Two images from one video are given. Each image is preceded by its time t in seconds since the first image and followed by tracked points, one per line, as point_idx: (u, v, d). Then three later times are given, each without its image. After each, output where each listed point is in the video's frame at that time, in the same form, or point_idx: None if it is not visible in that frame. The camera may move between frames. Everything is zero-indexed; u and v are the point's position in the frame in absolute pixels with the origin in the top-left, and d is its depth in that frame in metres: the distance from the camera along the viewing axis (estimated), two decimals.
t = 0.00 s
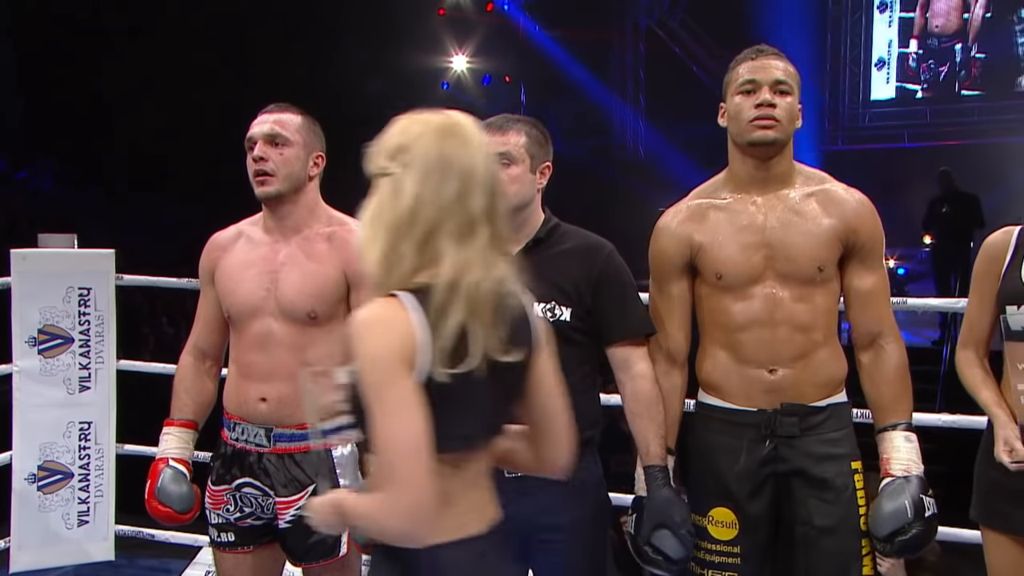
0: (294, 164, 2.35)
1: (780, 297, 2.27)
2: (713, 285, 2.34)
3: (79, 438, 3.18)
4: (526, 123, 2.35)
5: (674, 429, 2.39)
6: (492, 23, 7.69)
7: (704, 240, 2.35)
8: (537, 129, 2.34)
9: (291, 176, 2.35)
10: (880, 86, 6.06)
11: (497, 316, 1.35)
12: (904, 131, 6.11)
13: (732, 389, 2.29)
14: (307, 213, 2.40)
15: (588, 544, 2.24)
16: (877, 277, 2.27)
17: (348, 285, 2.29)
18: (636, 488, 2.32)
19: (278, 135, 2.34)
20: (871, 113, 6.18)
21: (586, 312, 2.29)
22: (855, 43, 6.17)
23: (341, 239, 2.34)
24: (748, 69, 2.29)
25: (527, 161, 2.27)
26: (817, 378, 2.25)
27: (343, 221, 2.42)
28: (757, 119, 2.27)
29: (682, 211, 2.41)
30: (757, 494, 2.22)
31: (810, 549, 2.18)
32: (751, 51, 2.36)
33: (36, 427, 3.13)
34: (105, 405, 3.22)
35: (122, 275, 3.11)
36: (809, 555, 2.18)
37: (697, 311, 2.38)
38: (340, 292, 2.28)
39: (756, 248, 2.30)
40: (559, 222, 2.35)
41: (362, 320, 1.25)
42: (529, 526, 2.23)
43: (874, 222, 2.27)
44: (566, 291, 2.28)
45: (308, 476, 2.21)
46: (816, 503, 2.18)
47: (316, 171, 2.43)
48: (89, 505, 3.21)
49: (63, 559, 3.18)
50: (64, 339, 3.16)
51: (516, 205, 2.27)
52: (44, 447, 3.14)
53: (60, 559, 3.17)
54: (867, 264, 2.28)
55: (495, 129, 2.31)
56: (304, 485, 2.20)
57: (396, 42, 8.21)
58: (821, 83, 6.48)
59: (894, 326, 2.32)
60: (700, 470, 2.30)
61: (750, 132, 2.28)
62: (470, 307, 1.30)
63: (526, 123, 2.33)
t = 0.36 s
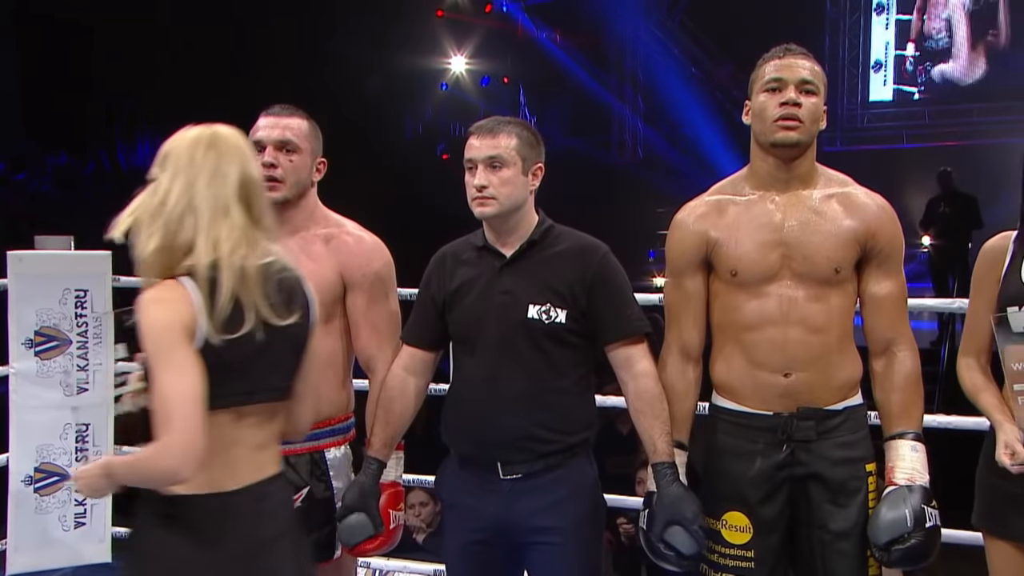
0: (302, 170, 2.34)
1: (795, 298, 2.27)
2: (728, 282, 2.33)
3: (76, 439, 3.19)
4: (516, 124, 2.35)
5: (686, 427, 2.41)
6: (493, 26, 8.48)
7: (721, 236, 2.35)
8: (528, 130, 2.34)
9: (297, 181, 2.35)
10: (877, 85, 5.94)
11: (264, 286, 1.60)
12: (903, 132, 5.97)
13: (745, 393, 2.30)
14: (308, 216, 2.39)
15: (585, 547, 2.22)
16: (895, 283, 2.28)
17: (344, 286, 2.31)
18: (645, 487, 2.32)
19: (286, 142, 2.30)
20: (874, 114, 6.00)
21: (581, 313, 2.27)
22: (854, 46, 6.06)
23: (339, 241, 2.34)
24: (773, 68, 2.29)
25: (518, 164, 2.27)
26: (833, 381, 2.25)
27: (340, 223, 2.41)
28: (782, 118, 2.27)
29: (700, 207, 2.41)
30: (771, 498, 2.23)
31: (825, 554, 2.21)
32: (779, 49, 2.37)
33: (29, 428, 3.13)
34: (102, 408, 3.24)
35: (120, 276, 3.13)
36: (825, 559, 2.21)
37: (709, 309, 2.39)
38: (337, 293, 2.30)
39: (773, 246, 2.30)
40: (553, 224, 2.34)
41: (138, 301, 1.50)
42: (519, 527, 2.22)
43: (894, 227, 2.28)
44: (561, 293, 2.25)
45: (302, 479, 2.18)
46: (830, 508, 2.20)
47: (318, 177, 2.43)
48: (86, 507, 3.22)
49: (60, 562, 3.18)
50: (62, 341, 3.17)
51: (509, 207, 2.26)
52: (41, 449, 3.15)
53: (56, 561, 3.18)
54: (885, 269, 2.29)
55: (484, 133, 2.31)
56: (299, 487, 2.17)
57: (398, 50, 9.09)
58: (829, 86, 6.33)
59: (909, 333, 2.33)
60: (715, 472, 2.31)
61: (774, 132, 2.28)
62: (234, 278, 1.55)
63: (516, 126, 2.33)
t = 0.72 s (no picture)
0: (298, 173, 2.35)
1: (808, 299, 2.24)
2: (738, 280, 2.30)
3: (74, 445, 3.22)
4: (509, 126, 2.36)
5: (685, 425, 2.38)
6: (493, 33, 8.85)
7: (732, 234, 2.32)
8: (521, 133, 2.35)
9: (293, 184, 2.35)
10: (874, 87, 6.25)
11: (134, 283, 2.14)
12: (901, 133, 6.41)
13: (754, 396, 2.28)
14: (305, 219, 2.40)
15: (580, 549, 2.22)
16: (907, 286, 2.27)
17: (342, 290, 2.32)
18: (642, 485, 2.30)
19: (284, 144, 2.32)
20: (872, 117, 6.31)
21: (575, 316, 2.27)
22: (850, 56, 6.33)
23: (336, 245, 2.35)
24: (784, 69, 2.28)
25: (510, 167, 2.28)
26: (844, 384, 2.24)
27: (338, 227, 2.41)
28: (793, 118, 2.25)
29: (712, 203, 2.38)
30: (780, 502, 2.21)
31: (834, 557, 2.20)
32: (788, 50, 2.35)
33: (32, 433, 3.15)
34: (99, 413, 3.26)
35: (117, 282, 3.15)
36: (834, 562, 2.20)
37: (718, 307, 2.36)
38: (333, 297, 2.31)
39: (786, 246, 2.27)
40: (548, 226, 2.34)
41: (34, 295, 1.95)
42: (514, 530, 2.22)
43: (906, 229, 2.26)
44: (554, 295, 2.25)
45: (297, 482, 2.24)
46: (839, 512, 2.19)
47: (317, 180, 2.43)
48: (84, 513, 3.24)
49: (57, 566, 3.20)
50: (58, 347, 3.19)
51: (502, 210, 2.26)
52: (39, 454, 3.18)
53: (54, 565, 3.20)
54: (898, 273, 2.27)
55: (476, 137, 2.32)
56: (293, 491, 2.23)
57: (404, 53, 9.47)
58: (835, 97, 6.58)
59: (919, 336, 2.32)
60: (722, 475, 2.30)
61: (785, 133, 2.27)
62: (107, 288, 2.05)
63: (508, 128, 2.34)
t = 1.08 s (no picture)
0: (289, 177, 2.36)
1: (815, 307, 2.24)
2: (748, 288, 2.30)
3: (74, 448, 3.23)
4: (501, 131, 2.36)
5: (694, 431, 2.36)
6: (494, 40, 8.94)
7: (744, 240, 2.31)
8: (514, 137, 2.35)
9: (285, 189, 2.36)
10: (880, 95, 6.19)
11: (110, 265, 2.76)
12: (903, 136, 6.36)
13: (761, 401, 2.27)
14: (300, 223, 2.41)
15: (580, 553, 2.21)
16: (917, 293, 2.25)
17: (339, 296, 2.33)
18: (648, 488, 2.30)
19: (273, 147, 2.34)
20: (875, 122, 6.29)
21: (575, 320, 2.27)
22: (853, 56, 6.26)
23: (332, 250, 2.36)
24: (794, 71, 2.27)
25: (504, 171, 2.28)
26: (851, 392, 2.22)
27: (334, 231, 2.42)
28: (801, 120, 2.24)
29: (722, 209, 2.37)
30: (784, 506, 2.21)
31: (837, 563, 2.19)
32: (798, 53, 2.34)
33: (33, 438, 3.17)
34: (100, 418, 3.28)
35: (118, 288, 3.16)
36: (837, 569, 2.19)
37: (727, 313, 2.35)
38: (331, 302, 2.32)
39: (795, 254, 2.26)
40: (546, 231, 2.33)
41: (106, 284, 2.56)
42: (513, 534, 2.22)
43: (917, 236, 2.24)
44: (554, 299, 2.25)
45: (296, 486, 2.25)
46: (841, 518, 2.18)
47: (309, 184, 2.44)
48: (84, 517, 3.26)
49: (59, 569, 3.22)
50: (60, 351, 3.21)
51: (498, 214, 2.27)
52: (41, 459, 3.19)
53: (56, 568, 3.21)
54: (908, 280, 2.25)
55: (468, 142, 2.32)
56: (292, 495, 2.24)
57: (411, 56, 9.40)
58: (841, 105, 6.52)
59: (929, 344, 2.29)
60: (725, 479, 2.29)
61: (794, 136, 2.25)
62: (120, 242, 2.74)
63: (501, 132, 2.34)
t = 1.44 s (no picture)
0: (289, 177, 2.34)
1: (823, 309, 2.21)
2: (757, 290, 2.27)
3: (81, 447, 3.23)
4: (516, 132, 2.33)
5: (708, 432, 2.34)
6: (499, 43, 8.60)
7: (753, 241, 2.28)
8: (528, 138, 2.33)
9: (285, 188, 2.34)
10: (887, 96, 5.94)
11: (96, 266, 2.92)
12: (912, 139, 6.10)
13: (768, 401, 2.25)
14: (300, 223, 2.39)
15: (585, 554, 2.19)
16: (929, 294, 2.21)
17: (340, 294, 2.31)
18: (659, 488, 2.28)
19: (274, 147, 2.32)
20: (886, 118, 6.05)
21: (583, 323, 2.24)
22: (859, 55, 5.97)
23: (334, 247, 2.34)
24: (806, 71, 2.24)
25: (517, 172, 2.26)
26: (857, 395, 2.19)
27: (336, 229, 2.40)
28: (810, 123, 2.21)
29: (733, 210, 2.34)
30: (788, 507, 2.19)
31: (840, 566, 2.17)
32: (810, 53, 2.30)
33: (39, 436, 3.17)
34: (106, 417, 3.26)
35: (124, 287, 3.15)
36: (840, 571, 2.17)
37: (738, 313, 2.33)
38: (331, 300, 2.30)
39: (803, 256, 2.23)
40: (557, 232, 2.31)
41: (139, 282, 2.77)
42: (516, 536, 2.19)
43: (931, 238, 2.20)
44: (562, 300, 2.23)
45: (298, 487, 2.23)
46: (845, 521, 2.16)
47: (311, 184, 2.42)
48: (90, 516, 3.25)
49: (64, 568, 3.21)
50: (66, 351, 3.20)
51: (509, 215, 2.24)
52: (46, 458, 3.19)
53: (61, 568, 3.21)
54: (920, 281, 2.21)
55: (483, 142, 2.30)
56: (294, 496, 2.23)
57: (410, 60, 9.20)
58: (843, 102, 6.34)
59: (943, 346, 2.26)
60: (731, 480, 2.27)
61: (802, 137, 2.22)
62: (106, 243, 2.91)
63: (516, 133, 2.32)
